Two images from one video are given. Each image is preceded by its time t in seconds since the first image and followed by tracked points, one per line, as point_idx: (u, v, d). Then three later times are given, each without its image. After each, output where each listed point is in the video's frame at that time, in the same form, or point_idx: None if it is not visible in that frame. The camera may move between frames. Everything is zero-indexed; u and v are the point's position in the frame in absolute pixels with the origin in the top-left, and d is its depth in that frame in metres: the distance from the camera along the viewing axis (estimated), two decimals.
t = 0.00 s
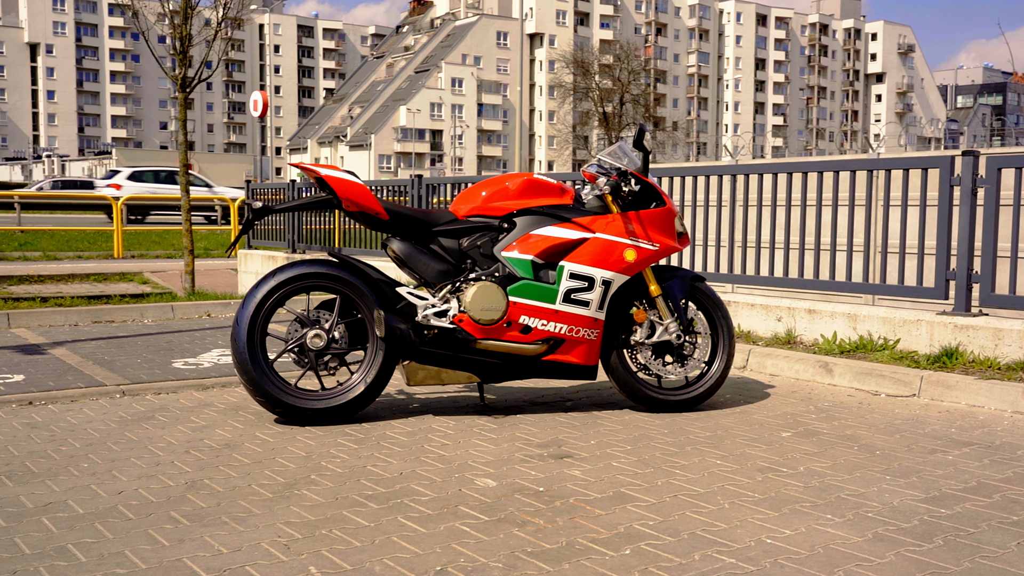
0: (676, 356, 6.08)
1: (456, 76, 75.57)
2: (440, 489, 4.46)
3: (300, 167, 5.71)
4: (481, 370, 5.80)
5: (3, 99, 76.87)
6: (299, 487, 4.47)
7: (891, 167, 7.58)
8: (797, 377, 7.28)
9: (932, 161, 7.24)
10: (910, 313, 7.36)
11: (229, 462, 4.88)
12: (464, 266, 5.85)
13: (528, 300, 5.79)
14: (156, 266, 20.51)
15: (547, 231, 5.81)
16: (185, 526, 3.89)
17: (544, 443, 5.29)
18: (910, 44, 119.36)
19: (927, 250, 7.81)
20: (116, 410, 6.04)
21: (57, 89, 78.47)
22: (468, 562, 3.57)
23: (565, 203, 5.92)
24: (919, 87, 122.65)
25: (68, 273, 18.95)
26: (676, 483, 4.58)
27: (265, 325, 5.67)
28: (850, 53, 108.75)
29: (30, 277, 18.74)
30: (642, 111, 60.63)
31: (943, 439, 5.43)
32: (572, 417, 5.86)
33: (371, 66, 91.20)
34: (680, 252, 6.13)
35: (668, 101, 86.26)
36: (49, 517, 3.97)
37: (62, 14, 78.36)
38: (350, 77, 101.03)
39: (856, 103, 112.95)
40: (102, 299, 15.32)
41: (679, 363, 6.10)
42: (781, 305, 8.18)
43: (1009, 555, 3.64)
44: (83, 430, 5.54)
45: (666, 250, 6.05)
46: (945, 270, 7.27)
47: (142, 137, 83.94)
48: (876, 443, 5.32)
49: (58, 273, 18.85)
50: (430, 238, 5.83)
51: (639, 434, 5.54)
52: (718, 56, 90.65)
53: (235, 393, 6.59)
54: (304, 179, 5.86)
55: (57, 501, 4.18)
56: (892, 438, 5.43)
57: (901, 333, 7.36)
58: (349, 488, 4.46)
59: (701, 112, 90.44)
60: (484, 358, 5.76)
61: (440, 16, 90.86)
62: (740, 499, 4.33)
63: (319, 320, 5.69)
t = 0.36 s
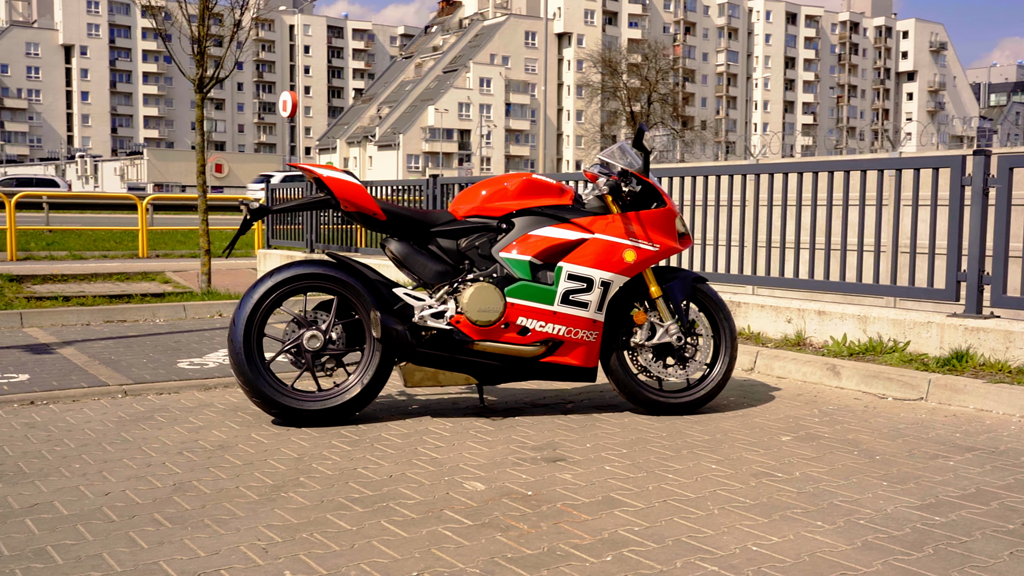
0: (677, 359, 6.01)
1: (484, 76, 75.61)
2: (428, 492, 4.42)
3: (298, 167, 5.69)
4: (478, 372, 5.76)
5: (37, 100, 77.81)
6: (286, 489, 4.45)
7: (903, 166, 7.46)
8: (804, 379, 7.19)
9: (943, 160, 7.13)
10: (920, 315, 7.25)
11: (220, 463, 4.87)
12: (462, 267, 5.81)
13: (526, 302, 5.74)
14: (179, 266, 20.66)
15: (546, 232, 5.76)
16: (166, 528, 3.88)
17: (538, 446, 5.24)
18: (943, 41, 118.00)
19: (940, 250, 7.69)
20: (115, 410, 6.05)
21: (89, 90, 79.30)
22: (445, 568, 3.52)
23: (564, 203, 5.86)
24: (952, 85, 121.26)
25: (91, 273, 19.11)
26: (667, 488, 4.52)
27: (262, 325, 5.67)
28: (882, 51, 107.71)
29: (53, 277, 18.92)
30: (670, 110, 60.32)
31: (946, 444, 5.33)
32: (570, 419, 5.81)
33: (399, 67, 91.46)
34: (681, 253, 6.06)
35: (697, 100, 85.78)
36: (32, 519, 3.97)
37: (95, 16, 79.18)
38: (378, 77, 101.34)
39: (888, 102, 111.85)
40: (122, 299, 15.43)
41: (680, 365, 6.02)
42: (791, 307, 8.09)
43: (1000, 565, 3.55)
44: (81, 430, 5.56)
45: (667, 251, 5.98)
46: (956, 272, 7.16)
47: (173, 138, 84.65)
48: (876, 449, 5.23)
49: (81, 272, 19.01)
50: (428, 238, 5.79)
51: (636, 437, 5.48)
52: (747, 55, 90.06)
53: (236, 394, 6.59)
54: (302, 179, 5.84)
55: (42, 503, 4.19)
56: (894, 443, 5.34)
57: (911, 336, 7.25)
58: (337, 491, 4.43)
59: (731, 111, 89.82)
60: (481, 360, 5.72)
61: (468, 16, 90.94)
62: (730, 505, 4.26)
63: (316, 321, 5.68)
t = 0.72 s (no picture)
0: (682, 360, 5.94)
1: (516, 76, 75.61)
2: (418, 494, 4.39)
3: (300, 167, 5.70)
4: (479, 373, 5.73)
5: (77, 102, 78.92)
6: (277, 490, 4.44)
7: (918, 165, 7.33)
8: (816, 381, 7.09)
9: (959, 159, 7.00)
10: (936, 317, 7.12)
11: (216, 464, 4.87)
12: (463, 268, 5.78)
13: (527, 303, 5.70)
14: (207, 265, 20.81)
15: (547, 232, 5.72)
16: (152, 528, 3.88)
17: (536, 448, 5.20)
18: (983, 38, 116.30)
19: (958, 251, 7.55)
20: (120, 410, 6.09)
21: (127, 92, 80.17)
22: (424, 572, 3.49)
23: (567, 204, 5.81)
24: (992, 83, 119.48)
25: (119, 272, 19.29)
26: (661, 491, 4.46)
27: (263, 325, 5.67)
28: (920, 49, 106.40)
29: (82, 276, 19.12)
30: (704, 109, 59.92)
31: (953, 448, 5.22)
32: (571, 421, 5.75)
33: (433, 67, 91.62)
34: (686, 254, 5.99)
35: (731, 99, 85.16)
36: (21, 518, 3.99)
37: (133, 18, 80.02)
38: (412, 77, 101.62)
39: (926, 100, 110.46)
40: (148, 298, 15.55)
41: (685, 367, 5.95)
42: (806, 308, 7.97)
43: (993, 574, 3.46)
44: (83, 429, 5.59)
45: (671, 251, 5.91)
46: (972, 273, 7.03)
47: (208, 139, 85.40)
48: (881, 453, 5.13)
49: (109, 271, 19.19)
50: (429, 239, 5.77)
51: (637, 440, 5.42)
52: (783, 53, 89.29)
53: (241, 394, 6.61)
54: (304, 179, 5.84)
55: (34, 502, 4.21)
56: (899, 448, 5.24)
57: (926, 337, 7.12)
58: (327, 492, 4.41)
59: (766, 110, 89.09)
60: (481, 361, 5.69)
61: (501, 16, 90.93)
62: (723, 509, 4.20)
63: (316, 321, 5.68)
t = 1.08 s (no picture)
0: (687, 361, 5.86)
1: (551, 75, 75.56)
2: (409, 495, 4.36)
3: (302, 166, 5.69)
4: (481, 373, 5.69)
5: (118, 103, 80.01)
6: (267, 489, 4.42)
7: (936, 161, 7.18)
8: (829, 383, 6.97)
9: (976, 156, 6.85)
10: (953, 317, 6.98)
11: (211, 463, 4.87)
12: (465, 267, 5.74)
13: (528, 302, 5.65)
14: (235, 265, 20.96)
15: (550, 230, 5.66)
16: (137, 528, 3.87)
17: (534, 449, 5.15)
18: None
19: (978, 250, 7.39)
20: (125, 408, 6.11)
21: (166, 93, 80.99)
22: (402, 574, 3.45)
23: (570, 201, 5.74)
24: None
25: (148, 272, 19.47)
26: (654, 494, 4.39)
27: (264, 324, 5.67)
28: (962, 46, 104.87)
29: (111, 275, 19.32)
30: (740, 108, 59.37)
31: (961, 452, 5.10)
32: (573, 422, 5.70)
33: (467, 67, 91.69)
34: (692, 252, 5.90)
35: (768, 97, 84.42)
36: (10, 516, 4.00)
37: (172, 20, 80.81)
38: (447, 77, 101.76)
39: (967, 97, 108.85)
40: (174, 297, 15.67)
41: (690, 367, 5.87)
42: (822, 308, 7.85)
43: None
44: (85, 427, 5.62)
45: (676, 250, 5.83)
46: (990, 273, 6.88)
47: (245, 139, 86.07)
48: (885, 456, 5.03)
49: (138, 270, 19.38)
50: (431, 237, 5.73)
51: (638, 441, 5.35)
52: (821, 50, 88.33)
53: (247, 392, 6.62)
54: (306, 177, 5.82)
55: (25, 500, 4.22)
56: (906, 451, 5.13)
57: (943, 338, 6.98)
58: (318, 492, 4.39)
59: (803, 109, 88.02)
60: (482, 360, 5.64)
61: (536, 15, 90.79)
62: (716, 513, 4.12)
63: (318, 320, 5.66)
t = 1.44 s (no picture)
0: (690, 361, 5.78)
1: (584, 74, 75.44)
2: (396, 496, 4.31)
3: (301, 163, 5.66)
4: (480, 373, 5.63)
5: (156, 104, 80.93)
6: (255, 489, 4.40)
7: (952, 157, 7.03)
8: (840, 384, 6.84)
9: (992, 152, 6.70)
10: (968, 318, 6.83)
11: (203, 462, 4.85)
12: (464, 265, 5.71)
13: (527, 301, 5.59)
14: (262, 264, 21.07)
15: (550, 229, 5.60)
16: (119, 527, 3.86)
17: (530, 450, 5.09)
18: None
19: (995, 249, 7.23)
20: (127, 407, 6.13)
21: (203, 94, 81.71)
22: None
23: (571, 199, 5.67)
24: None
25: (175, 270, 19.63)
26: (646, 497, 4.31)
27: (263, 322, 5.66)
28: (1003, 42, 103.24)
29: (138, 274, 19.49)
30: (774, 106, 58.72)
31: (968, 455, 4.98)
32: (573, 423, 5.63)
33: (501, 66, 91.65)
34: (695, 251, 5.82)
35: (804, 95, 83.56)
36: None
37: (208, 22, 81.48)
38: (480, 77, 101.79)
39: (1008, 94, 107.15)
40: (199, 296, 15.78)
41: (694, 367, 5.79)
42: (836, 308, 7.73)
43: None
44: (85, 425, 5.63)
45: (679, 249, 5.75)
46: (1006, 272, 6.73)
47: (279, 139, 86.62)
48: (888, 460, 4.91)
49: (164, 269, 19.55)
50: (431, 236, 5.70)
51: (636, 443, 5.28)
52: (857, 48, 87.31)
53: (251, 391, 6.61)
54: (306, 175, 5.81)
55: (13, 498, 4.23)
56: (910, 454, 5.01)
57: (957, 339, 6.83)
58: (305, 493, 4.36)
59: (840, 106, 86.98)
60: (481, 360, 5.59)
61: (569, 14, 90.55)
62: (706, 516, 4.04)
63: (316, 319, 5.63)
